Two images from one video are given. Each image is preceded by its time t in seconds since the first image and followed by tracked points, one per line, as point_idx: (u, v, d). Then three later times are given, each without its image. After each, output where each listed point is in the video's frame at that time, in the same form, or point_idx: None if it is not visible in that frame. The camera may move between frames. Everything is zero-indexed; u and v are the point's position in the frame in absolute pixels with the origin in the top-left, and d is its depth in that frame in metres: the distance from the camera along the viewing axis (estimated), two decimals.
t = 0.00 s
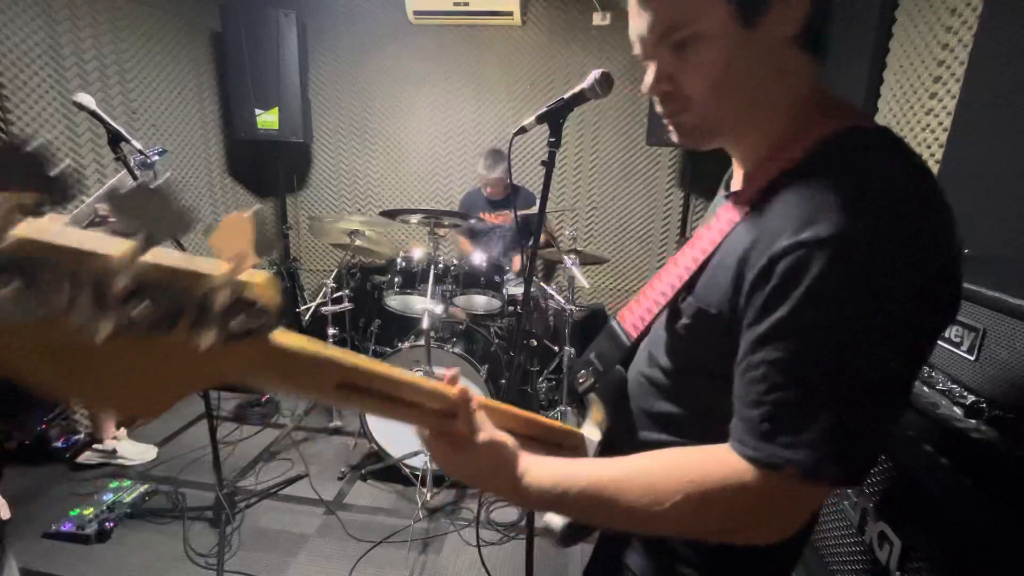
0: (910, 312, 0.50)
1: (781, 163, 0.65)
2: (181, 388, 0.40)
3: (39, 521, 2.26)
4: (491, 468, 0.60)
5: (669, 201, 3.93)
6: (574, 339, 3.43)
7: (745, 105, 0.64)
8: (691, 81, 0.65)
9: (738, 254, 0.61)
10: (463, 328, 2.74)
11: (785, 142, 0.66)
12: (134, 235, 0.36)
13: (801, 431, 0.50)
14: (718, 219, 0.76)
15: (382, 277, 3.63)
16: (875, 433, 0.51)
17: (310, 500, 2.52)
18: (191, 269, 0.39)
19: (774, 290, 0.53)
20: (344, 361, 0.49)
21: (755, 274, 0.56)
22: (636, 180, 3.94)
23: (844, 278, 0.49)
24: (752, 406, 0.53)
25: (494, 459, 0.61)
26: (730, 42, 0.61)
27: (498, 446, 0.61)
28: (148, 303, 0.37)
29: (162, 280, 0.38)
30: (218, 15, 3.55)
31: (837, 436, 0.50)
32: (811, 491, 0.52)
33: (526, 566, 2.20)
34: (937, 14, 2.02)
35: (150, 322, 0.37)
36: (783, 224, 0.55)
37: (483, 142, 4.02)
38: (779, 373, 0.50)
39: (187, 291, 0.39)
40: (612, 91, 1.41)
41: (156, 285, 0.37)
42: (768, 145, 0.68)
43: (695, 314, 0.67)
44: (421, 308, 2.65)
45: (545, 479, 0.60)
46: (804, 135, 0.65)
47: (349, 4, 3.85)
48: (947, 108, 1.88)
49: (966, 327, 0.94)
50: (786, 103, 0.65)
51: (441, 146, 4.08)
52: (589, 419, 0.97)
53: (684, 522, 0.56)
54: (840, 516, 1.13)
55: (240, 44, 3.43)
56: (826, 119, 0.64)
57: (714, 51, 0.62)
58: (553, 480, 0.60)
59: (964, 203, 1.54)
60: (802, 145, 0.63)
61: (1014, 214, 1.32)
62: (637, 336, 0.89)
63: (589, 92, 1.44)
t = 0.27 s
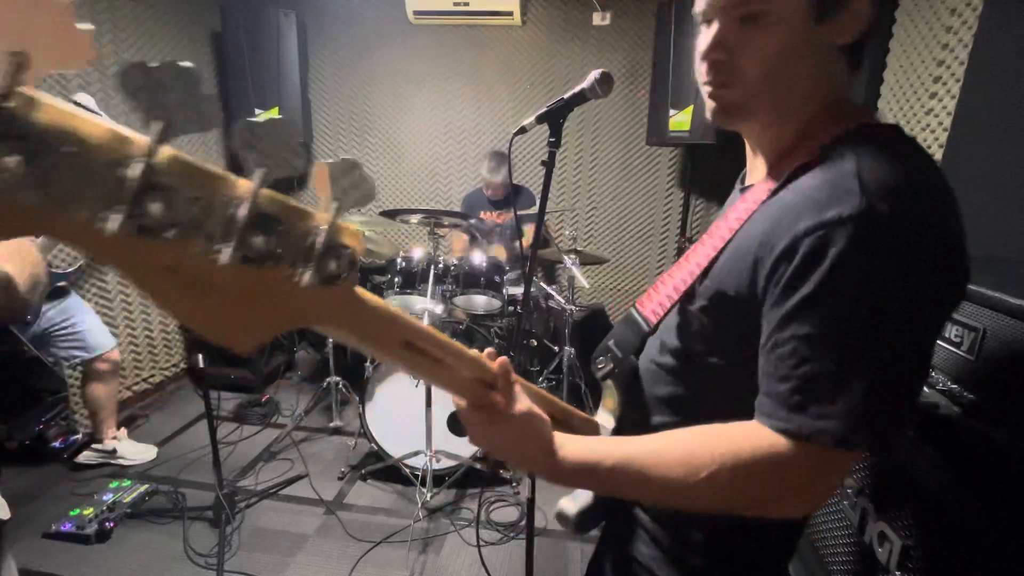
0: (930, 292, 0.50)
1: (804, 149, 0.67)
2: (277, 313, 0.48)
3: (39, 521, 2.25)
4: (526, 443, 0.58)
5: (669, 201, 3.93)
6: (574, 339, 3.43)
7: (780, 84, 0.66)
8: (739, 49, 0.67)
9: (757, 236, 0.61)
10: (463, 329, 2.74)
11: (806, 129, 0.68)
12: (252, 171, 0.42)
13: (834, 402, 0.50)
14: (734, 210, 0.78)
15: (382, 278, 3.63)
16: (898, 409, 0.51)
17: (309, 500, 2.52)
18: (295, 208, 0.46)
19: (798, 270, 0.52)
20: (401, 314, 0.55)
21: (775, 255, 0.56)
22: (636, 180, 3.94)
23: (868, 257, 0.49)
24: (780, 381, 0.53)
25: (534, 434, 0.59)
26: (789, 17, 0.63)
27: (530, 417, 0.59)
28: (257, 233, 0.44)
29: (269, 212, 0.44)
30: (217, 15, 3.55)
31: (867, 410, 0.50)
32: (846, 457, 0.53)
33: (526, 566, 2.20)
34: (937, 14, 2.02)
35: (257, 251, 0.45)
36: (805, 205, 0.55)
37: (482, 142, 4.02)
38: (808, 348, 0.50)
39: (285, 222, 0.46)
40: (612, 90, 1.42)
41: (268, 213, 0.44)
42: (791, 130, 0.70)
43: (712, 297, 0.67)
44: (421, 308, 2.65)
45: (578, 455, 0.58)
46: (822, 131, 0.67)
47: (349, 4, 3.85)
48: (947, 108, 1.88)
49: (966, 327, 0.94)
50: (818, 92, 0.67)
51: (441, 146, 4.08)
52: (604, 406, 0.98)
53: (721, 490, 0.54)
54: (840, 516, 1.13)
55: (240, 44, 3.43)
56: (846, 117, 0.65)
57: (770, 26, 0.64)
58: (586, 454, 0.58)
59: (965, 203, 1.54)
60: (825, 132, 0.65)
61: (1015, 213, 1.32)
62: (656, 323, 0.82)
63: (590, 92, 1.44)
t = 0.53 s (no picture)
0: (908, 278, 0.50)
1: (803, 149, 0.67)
2: (295, 280, 0.51)
3: (39, 521, 2.25)
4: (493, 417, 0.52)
5: (669, 200, 3.93)
6: (574, 339, 3.43)
7: (781, 83, 0.65)
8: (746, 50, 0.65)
9: (753, 222, 0.61)
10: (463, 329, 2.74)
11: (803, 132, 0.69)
12: (280, 144, 0.45)
13: (818, 364, 0.47)
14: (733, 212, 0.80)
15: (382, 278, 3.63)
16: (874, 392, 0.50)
17: (310, 500, 2.52)
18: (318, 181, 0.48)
19: (789, 243, 0.51)
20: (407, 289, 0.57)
21: (768, 236, 0.55)
22: (636, 180, 3.94)
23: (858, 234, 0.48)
24: (762, 346, 0.50)
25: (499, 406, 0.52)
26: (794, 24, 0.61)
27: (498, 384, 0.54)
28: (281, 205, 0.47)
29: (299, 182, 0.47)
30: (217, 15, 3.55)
31: (846, 384, 0.48)
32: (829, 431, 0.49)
33: (526, 566, 2.20)
34: (937, 14, 2.02)
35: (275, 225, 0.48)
36: (799, 189, 0.55)
37: (483, 142, 4.03)
38: (795, 313, 0.48)
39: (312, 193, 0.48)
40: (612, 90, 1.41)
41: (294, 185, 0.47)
42: (785, 130, 0.70)
43: (707, 287, 0.66)
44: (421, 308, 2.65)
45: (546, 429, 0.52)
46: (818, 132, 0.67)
47: (349, 4, 3.85)
48: (947, 107, 1.88)
49: (965, 326, 0.93)
50: (816, 94, 0.66)
51: (441, 146, 4.08)
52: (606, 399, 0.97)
53: (708, 467, 0.49)
54: (840, 516, 1.13)
55: (239, 44, 3.43)
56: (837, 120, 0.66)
57: (777, 27, 0.62)
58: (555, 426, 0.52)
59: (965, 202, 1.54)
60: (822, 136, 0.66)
61: (1015, 212, 1.32)
62: (660, 312, 0.80)
63: (590, 91, 1.44)
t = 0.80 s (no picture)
0: (883, 291, 0.49)
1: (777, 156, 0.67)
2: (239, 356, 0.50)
3: (38, 521, 2.25)
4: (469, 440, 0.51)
5: (669, 200, 3.93)
6: (574, 339, 3.43)
7: (736, 93, 0.66)
8: (693, 69, 0.66)
9: (727, 236, 0.61)
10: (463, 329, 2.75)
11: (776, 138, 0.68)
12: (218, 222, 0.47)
13: (786, 398, 0.48)
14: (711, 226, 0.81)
15: (382, 278, 3.64)
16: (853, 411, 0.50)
17: (310, 500, 2.52)
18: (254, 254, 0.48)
19: (758, 265, 0.52)
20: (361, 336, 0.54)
21: (739, 255, 0.56)
22: (636, 180, 3.94)
23: (823, 253, 0.48)
24: (734, 377, 0.51)
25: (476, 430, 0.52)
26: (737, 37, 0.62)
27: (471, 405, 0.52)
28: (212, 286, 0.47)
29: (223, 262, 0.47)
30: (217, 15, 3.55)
31: (815, 409, 0.48)
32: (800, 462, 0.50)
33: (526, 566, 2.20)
34: (937, 14, 2.02)
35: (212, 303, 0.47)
36: (769, 204, 0.55)
37: (483, 142, 4.03)
38: (764, 344, 0.49)
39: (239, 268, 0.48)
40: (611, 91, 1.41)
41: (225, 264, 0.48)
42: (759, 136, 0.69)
43: (683, 303, 0.66)
44: (421, 308, 2.66)
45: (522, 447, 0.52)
46: (792, 137, 0.66)
47: (349, 4, 3.85)
48: (947, 108, 1.88)
49: (966, 327, 0.94)
50: (783, 99, 0.66)
51: (441, 146, 4.08)
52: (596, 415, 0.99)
53: (679, 493, 0.50)
54: (840, 516, 1.13)
55: (240, 44, 3.43)
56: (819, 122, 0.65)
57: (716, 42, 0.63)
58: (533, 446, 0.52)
59: (965, 203, 1.54)
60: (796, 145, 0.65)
61: (1014, 213, 1.32)
62: (638, 330, 0.85)
63: (590, 92, 1.44)
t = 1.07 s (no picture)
0: (837, 294, 0.49)
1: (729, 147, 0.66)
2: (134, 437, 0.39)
3: (38, 521, 2.25)
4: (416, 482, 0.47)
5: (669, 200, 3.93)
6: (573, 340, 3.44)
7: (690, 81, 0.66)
8: (642, 56, 0.69)
9: (684, 242, 0.60)
10: (463, 329, 2.75)
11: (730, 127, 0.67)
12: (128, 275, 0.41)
13: (743, 411, 0.47)
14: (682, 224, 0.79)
15: (382, 278, 3.64)
16: (815, 415, 0.50)
17: (310, 500, 2.52)
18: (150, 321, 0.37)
19: (711, 275, 0.51)
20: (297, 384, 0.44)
21: (695, 263, 0.55)
22: (636, 180, 3.94)
23: (773, 260, 0.48)
24: (690, 392, 0.51)
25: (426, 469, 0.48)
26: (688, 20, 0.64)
27: (418, 441, 0.48)
28: (93, 362, 0.36)
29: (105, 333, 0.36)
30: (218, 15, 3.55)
31: (772, 420, 0.48)
32: (762, 477, 0.49)
33: (525, 567, 2.20)
34: (937, 14, 2.02)
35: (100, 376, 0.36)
36: (722, 210, 0.55)
37: (483, 142, 4.03)
38: (718, 357, 0.49)
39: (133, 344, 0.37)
40: (609, 91, 1.41)
41: (101, 337, 0.36)
42: (713, 127, 0.69)
43: (648, 309, 0.65)
44: (422, 308, 2.66)
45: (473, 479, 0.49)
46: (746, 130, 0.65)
47: (350, 3, 3.84)
48: (948, 108, 1.88)
49: (967, 327, 0.93)
50: (736, 88, 0.66)
51: (441, 146, 4.08)
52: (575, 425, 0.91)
53: (637, 518, 0.49)
54: (841, 517, 1.13)
55: (240, 44, 3.43)
56: (773, 107, 0.64)
57: (666, 26, 0.65)
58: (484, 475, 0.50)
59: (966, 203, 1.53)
60: (747, 132, 0.64)
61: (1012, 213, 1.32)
62: (609, 339, 0.88)
63: (589, 92, 1.43)
